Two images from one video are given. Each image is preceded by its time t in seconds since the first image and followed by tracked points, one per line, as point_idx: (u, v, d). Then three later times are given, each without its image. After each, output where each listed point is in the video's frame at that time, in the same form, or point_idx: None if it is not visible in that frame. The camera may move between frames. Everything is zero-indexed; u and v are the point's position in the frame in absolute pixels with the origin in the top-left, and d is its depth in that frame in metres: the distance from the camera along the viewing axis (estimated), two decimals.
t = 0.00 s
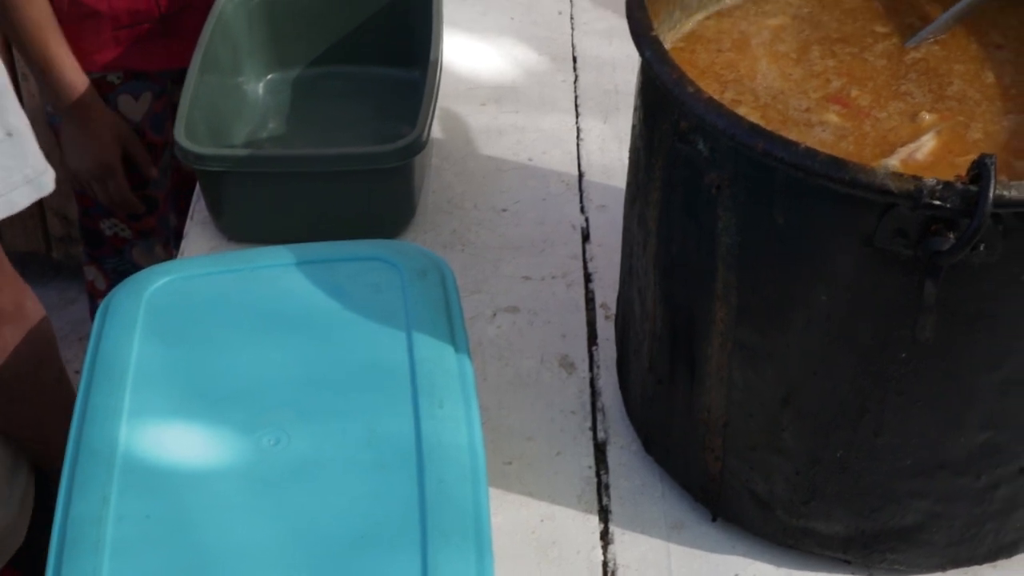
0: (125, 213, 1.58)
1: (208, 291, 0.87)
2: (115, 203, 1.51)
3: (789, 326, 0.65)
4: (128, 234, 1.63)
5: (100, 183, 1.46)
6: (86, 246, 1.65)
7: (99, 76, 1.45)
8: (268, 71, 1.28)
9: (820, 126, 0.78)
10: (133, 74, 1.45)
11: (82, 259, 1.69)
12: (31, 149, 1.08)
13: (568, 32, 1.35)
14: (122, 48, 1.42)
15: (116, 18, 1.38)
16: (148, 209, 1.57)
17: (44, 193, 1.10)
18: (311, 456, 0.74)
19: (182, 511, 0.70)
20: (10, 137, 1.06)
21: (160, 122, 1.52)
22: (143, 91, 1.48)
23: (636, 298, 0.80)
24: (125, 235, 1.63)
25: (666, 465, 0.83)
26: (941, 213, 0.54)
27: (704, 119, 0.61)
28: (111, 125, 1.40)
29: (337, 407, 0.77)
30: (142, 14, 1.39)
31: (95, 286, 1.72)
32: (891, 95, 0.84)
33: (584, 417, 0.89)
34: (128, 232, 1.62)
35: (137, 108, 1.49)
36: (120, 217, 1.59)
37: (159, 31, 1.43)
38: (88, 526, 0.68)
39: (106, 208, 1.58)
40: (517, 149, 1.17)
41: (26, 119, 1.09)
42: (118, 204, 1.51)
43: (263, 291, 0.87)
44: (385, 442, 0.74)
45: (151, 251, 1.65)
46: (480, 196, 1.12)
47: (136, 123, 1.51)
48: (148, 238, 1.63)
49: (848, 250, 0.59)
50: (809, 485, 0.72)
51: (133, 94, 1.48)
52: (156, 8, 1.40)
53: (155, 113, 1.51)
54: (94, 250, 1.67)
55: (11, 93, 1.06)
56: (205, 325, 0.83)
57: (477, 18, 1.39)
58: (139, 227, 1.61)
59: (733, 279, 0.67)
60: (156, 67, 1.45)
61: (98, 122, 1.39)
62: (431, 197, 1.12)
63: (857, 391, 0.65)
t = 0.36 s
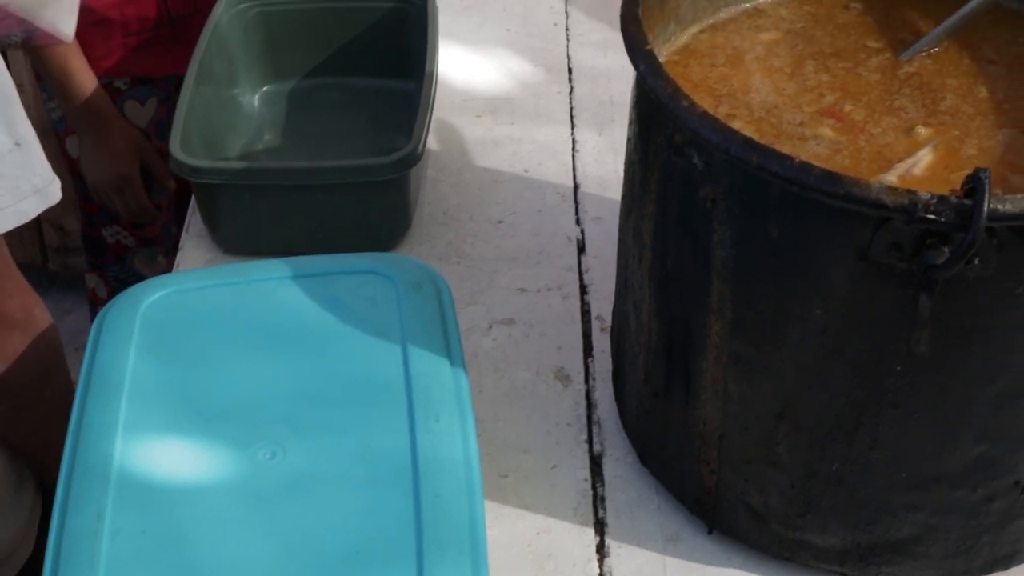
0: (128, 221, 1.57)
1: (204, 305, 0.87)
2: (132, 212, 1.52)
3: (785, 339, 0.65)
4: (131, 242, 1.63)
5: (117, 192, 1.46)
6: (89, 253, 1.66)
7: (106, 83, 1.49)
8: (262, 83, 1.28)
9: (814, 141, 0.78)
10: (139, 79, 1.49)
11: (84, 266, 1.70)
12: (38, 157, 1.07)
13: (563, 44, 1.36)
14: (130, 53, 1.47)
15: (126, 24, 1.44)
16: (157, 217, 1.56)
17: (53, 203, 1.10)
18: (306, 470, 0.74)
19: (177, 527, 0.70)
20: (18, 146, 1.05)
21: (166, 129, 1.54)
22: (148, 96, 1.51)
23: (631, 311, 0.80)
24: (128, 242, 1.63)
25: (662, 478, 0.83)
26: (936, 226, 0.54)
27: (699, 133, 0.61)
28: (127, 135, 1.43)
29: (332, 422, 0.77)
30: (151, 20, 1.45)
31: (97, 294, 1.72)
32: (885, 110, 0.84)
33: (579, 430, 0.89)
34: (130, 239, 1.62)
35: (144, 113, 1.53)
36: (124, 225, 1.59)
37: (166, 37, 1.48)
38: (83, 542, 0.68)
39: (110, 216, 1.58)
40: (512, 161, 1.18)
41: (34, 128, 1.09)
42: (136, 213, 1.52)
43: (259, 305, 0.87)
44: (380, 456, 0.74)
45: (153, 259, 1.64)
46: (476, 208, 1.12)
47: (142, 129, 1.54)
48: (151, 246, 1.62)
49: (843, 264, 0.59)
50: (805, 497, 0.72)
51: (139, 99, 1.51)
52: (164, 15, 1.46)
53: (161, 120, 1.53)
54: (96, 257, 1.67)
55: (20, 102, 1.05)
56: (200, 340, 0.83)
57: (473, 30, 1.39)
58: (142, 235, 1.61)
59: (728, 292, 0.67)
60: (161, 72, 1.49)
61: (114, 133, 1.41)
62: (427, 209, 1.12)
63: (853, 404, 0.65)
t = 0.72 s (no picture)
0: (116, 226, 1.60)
1: (197, 312, 0.86)
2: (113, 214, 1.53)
3: (777, 344, 0.65)
4: (116, 248, 1.65)
5: (99, 195, 1.47)
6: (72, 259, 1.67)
7: (93, 84, 1.50)
8: (254, 90, 1.28)
9: (806, 145, 0.78)
10: (127, 81, 1.50)
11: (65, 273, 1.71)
12: (29, 161, 1.10)
13: (556, 49, 1.36)
14: (117, 56, 1.47)
15: (114, 27, 1.45)
16: (142, 223, 1.60)
17: (46, 208, 1.13)
18: (299, 478, 0.74)
19: (170, 534, 0.70)
20: (10, 152, 1.08)
21: (155, 130, 1.56)
22: (136, 96, 1.52)
23: (624, 316, 0.80)
24: (113, 248, 1.65)
25: (656, 483, 0.83)
26: (927, 231, 0.54)
27: (690, 138, 0.61)
28: (111, 138, 1.43)
29: (325, 429, 0.77)
30: (139, 24, 1.46)
31: (77, 301, 1.74)
32: (877, 113, 0.84)
33: (573, 435, 0.89)
34: (116, 244, 1.65)
35: (131, 113, 1.54)
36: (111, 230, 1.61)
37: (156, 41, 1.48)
38: (76, 551, 0.68)
39: (99, 220, 1.60)
40: (505, 166, 1.18)
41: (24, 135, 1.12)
42: (118, 216, 1.54)
43: (251, 312, 0.87)
44: (373, 463, 0.74)
45: (138, 265, 1.67)
46: (469, 214, 1.12)
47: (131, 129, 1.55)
48: (137, 251, 1.65)
49: (835, 269, 0.59)
50: (798, 501, 0.72)
51: (126, 99, 1.52)
52: (153, 19, 1.46)
53: (149, 120, 1.55)
54: (79, 264, 1.69)
55: (10, 109, 1.08)
56: (192, 347, 0.83)
57: (465, 36, 1.40)
58: (128, 240, 1.64)
59: (721, 297, 0.67)
60: (147, 76, 1.49)
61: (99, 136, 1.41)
62: (420, 215, 1.12)
63: (845, 408, 0.65)
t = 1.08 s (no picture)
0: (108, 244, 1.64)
1: (191, 330, 0.86)
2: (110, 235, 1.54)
3: (770, 361, 0.66)
4: (109, 266, 1.69)
5: (95, 215, 1.48)
6: (66, 280, 1.71)
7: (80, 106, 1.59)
8: (250, 106, 1.28)
9: (798, 161, 0.79)
10: (113, 102, 1.59)
11: (59, 294, 1.74)
12: (42, 166, 1.16)
13: (550, 64, 1.37)
14: (103, 78, 1.58)
15: (97, 49, 1.57)
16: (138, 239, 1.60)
17: (58, 207, 1.18)
18: (293, 496, 0.73)
19: (164, 553, 0.69)
20: (21, 154, 1.14)
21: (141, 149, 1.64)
22: (123, 117, 1.61)
23: (617, 332, 0.81)
24: (106, 267, 1.69)
25: (650, 499, 0.83)
26: (918, 248, 0.54)
27: (681, 156, 0.61)
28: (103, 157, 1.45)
29: (319, 447, 0.77)
30: (123, 46, 1.58)
31: (71, 322, 1.77)
32: (867, 129, 0.85)
33: (568, 451, 0.89)
34: (108, 263, 1.69)
35: (118, 134, 1.62)
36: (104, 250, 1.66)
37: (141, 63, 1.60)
38: (69, 570, 0.68)
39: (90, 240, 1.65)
40: (499, 181, 1.18)
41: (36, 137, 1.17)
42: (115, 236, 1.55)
43: (245, 330, 0.87)
44: (367, 481, 0.74)
45: (131, 281, 1.72)
46: (463, 229, 1.12)
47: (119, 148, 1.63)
48: (130, 268, 1.70)
49: (827, 286, 0.60)
50: (792, 517, 0.72)
51: (112, 120, 1.61)
52: (136, 40, 1.58)
53: (135, 138, 1.63)
54: (72, 284, 1.73)
55: (21, 113, 1.14)
56: (186, 365, 0.83)
57: (460, 51, 1.41)
58: (120, 258, 1.68)
59: (713, 314, 0.67)
60: (134, 97, 1.60)
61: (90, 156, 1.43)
62: (414, 230, 1.13)
63: (839, 424, 0.66)
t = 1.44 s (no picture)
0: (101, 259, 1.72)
1: (193, 341, 0.87)
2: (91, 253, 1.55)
3: (769, 370, 0.66)
4: (99, 283, 1.75)
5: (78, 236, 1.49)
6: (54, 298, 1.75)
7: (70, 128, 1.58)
8: (251, 117, 1.29)
9: (795, 173, 0.80)
10: (102, 124, 1.59)
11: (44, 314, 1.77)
12: (85, 152, 1.14)
13: (549, 75, 1.38)
14: (88, 100, 1.55)
15: (83, 73, 1.53)
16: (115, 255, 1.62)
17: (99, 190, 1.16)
18: (295, 506, 0.74)
19: (166, 563, 0.70)
20: (64, 137, 1.11)
21: (133, 167, 1.64)
22: (114, 136, 1.60)
23: (617, 342, 0.81)
24: (97, 283, 1.75)
25: (650, 508, 0.83)
26: (915, 259, 0.55)
27: (680, 167, 0.62)
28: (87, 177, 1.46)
29: (320, 457, 0.77)
30: (110, 69, 1.54)
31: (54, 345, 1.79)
32: (865, 141, 0.85)
33: (568, 460, 0.90)
34: (100, 279, 1.75)
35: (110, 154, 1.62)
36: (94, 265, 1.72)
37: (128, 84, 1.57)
38: None
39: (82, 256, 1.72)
40: (499, 192, 1.19)
41: (80, 121, 1.15)
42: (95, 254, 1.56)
43: (246, 341, 0.87)
44: (368, 491, 0.74)
45: (122, 299, 1.77)
46: (463, 240, 1.13)
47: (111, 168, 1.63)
48: (122, 285, 1.76)
49: (826, 296, 0.60)
50: (791, 526, 0.73)
51: (104, 140, 1.60)
52: (122, 63, 1.54)
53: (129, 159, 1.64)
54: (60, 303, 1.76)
55: (65, 95, 1.11)
56: (188, 375, 0.84)
57: (460, 62, 1.41)
58: (112, 274, 1.75)
59: (712, 324, 0.68)
60: (123, 119, 1.59)
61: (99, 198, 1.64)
62: (415, 241, 1.13)
63: (837, 433, 0.66)
